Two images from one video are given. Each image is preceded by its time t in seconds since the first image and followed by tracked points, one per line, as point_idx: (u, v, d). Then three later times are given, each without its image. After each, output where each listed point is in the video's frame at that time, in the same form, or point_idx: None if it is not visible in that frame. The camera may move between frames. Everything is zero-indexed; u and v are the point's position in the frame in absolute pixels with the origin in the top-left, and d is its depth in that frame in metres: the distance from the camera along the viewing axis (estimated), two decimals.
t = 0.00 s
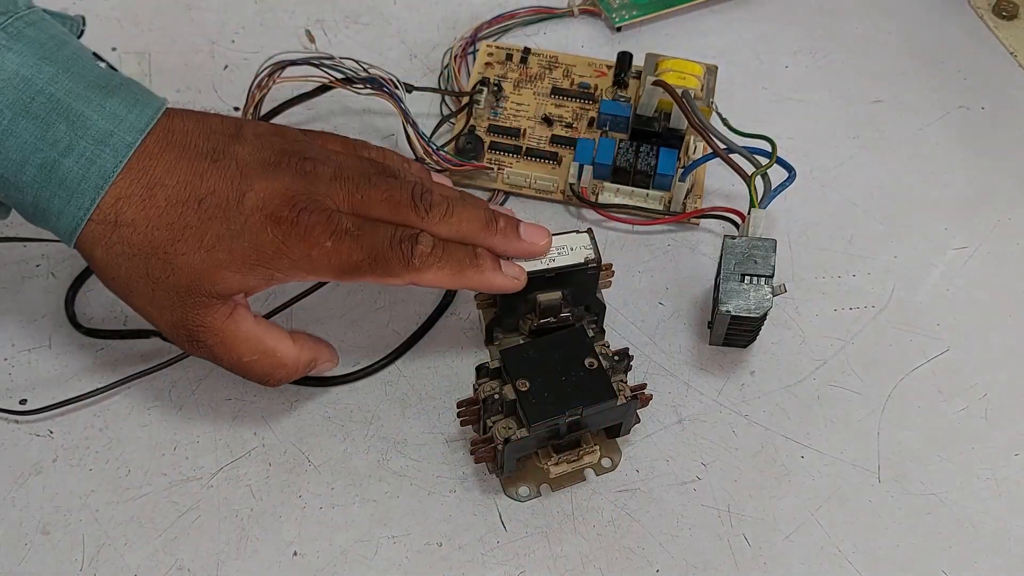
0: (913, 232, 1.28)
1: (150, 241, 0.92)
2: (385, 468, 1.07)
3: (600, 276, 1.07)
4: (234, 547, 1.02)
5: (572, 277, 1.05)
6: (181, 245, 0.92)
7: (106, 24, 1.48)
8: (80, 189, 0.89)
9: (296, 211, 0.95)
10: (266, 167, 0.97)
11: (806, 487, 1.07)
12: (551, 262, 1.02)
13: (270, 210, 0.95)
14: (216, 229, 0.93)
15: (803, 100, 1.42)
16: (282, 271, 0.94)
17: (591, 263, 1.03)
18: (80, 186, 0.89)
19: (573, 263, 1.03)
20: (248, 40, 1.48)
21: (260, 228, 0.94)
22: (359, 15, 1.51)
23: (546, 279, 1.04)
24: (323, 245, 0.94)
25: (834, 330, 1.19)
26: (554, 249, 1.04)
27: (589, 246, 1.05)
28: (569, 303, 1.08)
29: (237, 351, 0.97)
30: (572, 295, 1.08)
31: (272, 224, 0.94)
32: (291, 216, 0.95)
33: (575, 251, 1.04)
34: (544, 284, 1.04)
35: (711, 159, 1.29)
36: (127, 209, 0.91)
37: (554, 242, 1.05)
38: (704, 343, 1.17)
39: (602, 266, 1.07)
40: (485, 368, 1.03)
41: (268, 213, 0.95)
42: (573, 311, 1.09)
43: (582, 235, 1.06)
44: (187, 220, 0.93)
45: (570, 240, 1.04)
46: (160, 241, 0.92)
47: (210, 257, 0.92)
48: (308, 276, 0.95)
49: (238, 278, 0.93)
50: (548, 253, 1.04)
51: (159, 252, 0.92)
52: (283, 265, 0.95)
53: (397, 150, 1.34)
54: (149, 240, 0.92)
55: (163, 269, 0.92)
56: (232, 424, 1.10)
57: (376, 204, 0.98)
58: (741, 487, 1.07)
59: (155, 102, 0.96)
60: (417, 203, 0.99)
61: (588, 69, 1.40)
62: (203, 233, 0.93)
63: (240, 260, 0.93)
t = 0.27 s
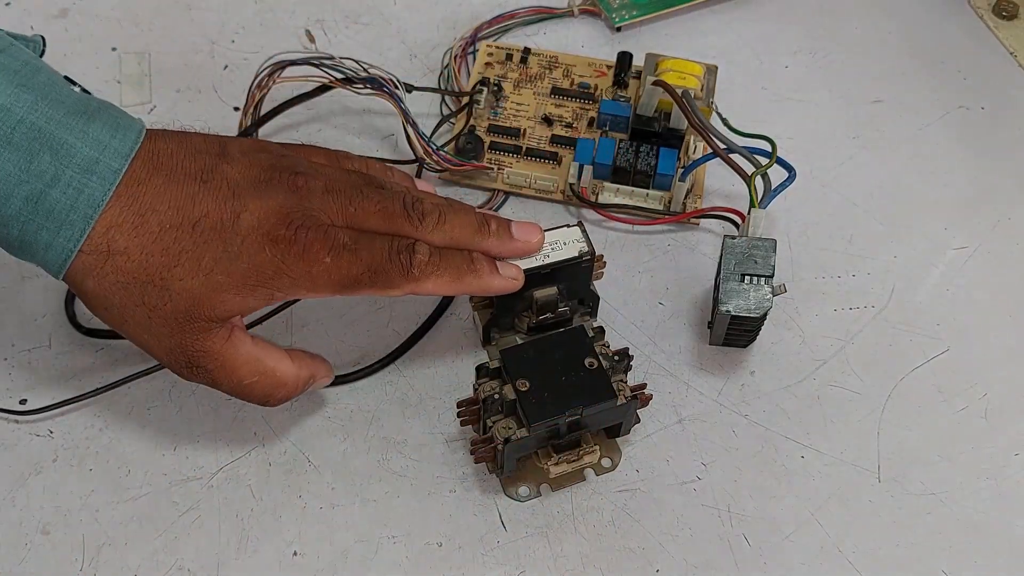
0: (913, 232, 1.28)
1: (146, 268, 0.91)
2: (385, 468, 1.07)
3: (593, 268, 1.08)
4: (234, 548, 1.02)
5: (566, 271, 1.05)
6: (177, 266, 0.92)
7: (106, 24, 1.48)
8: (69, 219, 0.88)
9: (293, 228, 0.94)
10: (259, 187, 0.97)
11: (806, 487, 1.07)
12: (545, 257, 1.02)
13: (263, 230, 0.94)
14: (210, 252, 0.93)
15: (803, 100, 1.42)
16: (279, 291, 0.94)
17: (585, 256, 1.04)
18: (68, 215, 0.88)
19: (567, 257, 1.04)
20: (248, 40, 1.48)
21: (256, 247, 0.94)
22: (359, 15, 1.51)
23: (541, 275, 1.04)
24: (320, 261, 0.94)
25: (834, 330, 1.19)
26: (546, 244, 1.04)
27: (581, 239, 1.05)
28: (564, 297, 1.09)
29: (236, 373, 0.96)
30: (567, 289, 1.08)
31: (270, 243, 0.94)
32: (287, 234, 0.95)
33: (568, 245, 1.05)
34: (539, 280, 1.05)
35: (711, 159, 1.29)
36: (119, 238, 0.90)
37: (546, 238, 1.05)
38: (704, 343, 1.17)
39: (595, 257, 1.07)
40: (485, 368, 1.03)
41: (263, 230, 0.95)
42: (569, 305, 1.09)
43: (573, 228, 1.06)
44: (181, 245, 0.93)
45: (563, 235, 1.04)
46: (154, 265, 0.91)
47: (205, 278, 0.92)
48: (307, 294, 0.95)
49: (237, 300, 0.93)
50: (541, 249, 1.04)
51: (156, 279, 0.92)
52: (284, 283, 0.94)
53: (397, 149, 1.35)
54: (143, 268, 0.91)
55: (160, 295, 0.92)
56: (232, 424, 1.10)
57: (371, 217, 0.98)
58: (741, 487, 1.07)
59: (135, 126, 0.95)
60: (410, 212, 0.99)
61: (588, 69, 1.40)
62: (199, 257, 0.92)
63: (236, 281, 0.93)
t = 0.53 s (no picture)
0: (913, 232, 1.28)
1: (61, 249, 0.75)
2: (385, 468, 1.07)
3: (590, 267, 1.08)
4: (234, 547, 1.02)
5: (563, 270, 1.05)
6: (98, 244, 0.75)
7: (106, 24, 1.48)
8: None
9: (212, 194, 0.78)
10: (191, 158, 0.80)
11: (806, 487, 1.07)
12: (542, 257, 1.03)
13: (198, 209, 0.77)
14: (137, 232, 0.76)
15: (803, 100, 1.42)
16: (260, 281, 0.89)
17: (581, 254, 1.04)
18: None
19: (564, 256, 1.04)
20: (248, 40, 1.48)
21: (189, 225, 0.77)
22: (359, 15, 1.51)
23: (538, 274, 1.04)
24: (260, 231, 0.75)
25: (834, 330, 1.19)
26: (543, 244, 1.04)
27: (577, 237, 1.06)
28: (562, 295, 1.09)
29: (166, 371, 0.80)
30: (564, 287, 1.08)
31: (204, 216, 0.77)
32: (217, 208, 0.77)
33: (564, 243, 1.05)
34: (536, 280, 1.05)
35: (711, 159, 1.29)
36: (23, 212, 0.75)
37: (542, 238, 1.05)
38: (704, 343, 1.17)
39: (592, 255, 1.08)
40: (485, 368, 1.03)
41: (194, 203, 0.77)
42: (567, 303, 1.10)
43: (569, 226, 1.07)
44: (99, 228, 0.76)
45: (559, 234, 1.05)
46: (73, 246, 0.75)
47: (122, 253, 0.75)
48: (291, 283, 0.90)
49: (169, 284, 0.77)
50: (538, 249, 1.04)
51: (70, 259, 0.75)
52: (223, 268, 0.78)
53: (397, 149, 1.35)
54: (56, 245, 0.75)
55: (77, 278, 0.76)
56: (232, 424, 1.10)
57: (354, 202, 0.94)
58: (741, 487, 1.07)
59: (61, 113, 0.79)
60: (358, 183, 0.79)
61: (588, 69, 1.40)
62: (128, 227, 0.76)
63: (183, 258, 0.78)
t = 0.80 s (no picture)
0: (913, 232, 1.28)
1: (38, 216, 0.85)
2: (385, 468, 1.07)
3: (590, 267, 1.08)
4: (234, 547, 1.02)
5: (563, 270, 1.05)
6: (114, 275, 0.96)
7: (106, 24, 1.48)
8: None
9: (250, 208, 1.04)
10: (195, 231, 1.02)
11: (805, 487, 1.07)
12: (542, 257, 1.03)
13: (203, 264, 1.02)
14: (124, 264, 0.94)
15: (803, 100, 1.42)
16: (232, 303, 1.02)
17: (581, 254, 1.05)
18: None
19: (564, 256, 1.04)
20: (248, 40, 1.48)
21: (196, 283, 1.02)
22: (358, 15, 1.51)
23: (538, 275, 1.04)
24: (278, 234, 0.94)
25: (834, 330, 1.19)
26: (543, 244, 1.04)
27: (577, 237, 1.06)
28: (561, 295, 1.09)
29: (146, 216, 0.81)
30: (564, 287, 1.08)
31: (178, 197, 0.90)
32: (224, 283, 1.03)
33: (564, 243, 1.05)
34: (536, 280, 1.05)
35: (711, 159, 1.29)
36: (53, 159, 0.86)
37: (542, 238, 1.05)
38: (704, 343, 1.17)
39: (592, 255, 1.08)
40: (485, 368, 1.03)
41: (172, 265, 0.99)
42: (567, 303, 1.10)
43: (569, 226, 1.07)
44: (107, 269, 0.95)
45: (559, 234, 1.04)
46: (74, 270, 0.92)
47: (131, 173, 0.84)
48: (254, 306, 0.98)
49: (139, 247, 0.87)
50: (538, 249, 1.04)
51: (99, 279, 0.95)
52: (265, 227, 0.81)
53: (397, 149, 1.35)
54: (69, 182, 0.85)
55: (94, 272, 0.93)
56: (233, 424, 1.10)
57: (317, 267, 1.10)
58: (741, 487, 1.07)
59: (36, 129, 0.93)
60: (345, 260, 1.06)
61: (588, 69, 1.40)
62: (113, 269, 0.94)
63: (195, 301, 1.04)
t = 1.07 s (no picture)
0: (913, 232, 1.28)
1: None
2: (385, 468, 1.07)
3: (590, 266, 1.08)
4: (234, 547, 1.02)
5: (563, 270, 1.05)
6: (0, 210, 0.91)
7: (106, 24, 1.48)
8: None
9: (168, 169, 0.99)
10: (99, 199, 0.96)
11: (805, 487, 1.07)
12: (542, 257, 1.03)
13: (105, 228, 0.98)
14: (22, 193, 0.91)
15: (803, 100, 1.42)
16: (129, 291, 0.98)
17: (581, 254, 1.04)
18: None
19: (564, 256, 1.04)
20: (248, 40, 1.48)
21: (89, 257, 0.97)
22: (358, 15, 1.51)
23: (538, 274, 1.04)
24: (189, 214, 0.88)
25: (834, 330, 1.19)
26: (543, 244, 1.04)
27: (577, 237, 1.06)
28: (561, 295, 1.09)
29: None
30: (564, 288, 1.08)
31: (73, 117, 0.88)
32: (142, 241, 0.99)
33: (564, 243, 1.05)
34: (536, 280, 1.05)
35: (711, 159, 1.29)
36: None
37: (542, 238, 1.05)
38: (704, 343, 1.17)
39: (592, 255, 1.08)
40: (485, 368, 1.03)
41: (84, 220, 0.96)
42: (567, 303, 1.10)
43: (569, 226, 1.06)
44: None
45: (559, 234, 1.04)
46: None
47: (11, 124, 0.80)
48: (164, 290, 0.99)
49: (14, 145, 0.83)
50: (538, 249, 1.04)
51: None
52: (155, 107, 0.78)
53: (397, 149, 1.35)
54: None
55: None
56: (232, 423, 1.10)
57: (221, 258, 1.00)
58: (741, 487, 1.07)
59: None
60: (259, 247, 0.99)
61: (588, 69, 1.40)
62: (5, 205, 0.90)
63: (85, 284, 0.97)
